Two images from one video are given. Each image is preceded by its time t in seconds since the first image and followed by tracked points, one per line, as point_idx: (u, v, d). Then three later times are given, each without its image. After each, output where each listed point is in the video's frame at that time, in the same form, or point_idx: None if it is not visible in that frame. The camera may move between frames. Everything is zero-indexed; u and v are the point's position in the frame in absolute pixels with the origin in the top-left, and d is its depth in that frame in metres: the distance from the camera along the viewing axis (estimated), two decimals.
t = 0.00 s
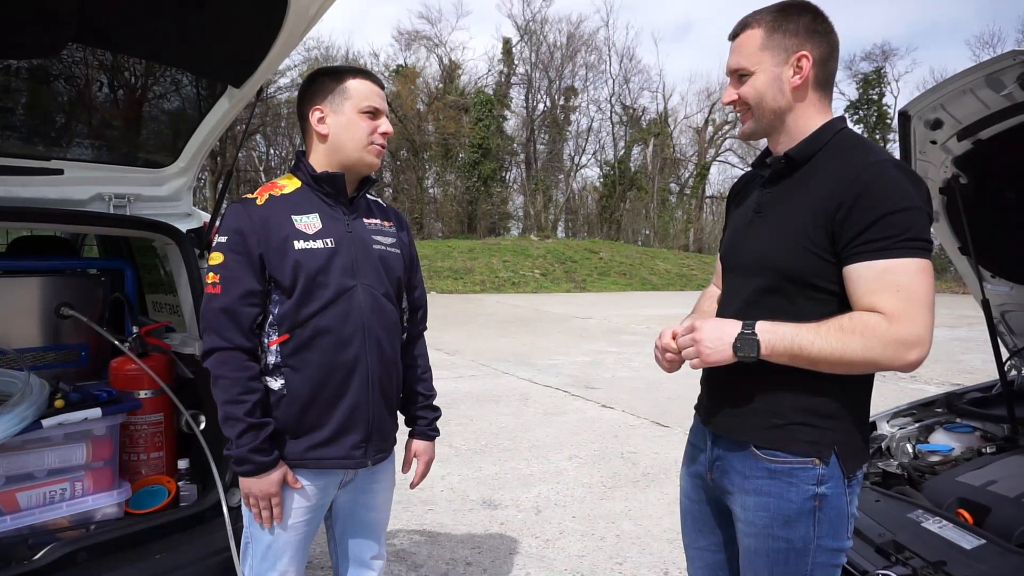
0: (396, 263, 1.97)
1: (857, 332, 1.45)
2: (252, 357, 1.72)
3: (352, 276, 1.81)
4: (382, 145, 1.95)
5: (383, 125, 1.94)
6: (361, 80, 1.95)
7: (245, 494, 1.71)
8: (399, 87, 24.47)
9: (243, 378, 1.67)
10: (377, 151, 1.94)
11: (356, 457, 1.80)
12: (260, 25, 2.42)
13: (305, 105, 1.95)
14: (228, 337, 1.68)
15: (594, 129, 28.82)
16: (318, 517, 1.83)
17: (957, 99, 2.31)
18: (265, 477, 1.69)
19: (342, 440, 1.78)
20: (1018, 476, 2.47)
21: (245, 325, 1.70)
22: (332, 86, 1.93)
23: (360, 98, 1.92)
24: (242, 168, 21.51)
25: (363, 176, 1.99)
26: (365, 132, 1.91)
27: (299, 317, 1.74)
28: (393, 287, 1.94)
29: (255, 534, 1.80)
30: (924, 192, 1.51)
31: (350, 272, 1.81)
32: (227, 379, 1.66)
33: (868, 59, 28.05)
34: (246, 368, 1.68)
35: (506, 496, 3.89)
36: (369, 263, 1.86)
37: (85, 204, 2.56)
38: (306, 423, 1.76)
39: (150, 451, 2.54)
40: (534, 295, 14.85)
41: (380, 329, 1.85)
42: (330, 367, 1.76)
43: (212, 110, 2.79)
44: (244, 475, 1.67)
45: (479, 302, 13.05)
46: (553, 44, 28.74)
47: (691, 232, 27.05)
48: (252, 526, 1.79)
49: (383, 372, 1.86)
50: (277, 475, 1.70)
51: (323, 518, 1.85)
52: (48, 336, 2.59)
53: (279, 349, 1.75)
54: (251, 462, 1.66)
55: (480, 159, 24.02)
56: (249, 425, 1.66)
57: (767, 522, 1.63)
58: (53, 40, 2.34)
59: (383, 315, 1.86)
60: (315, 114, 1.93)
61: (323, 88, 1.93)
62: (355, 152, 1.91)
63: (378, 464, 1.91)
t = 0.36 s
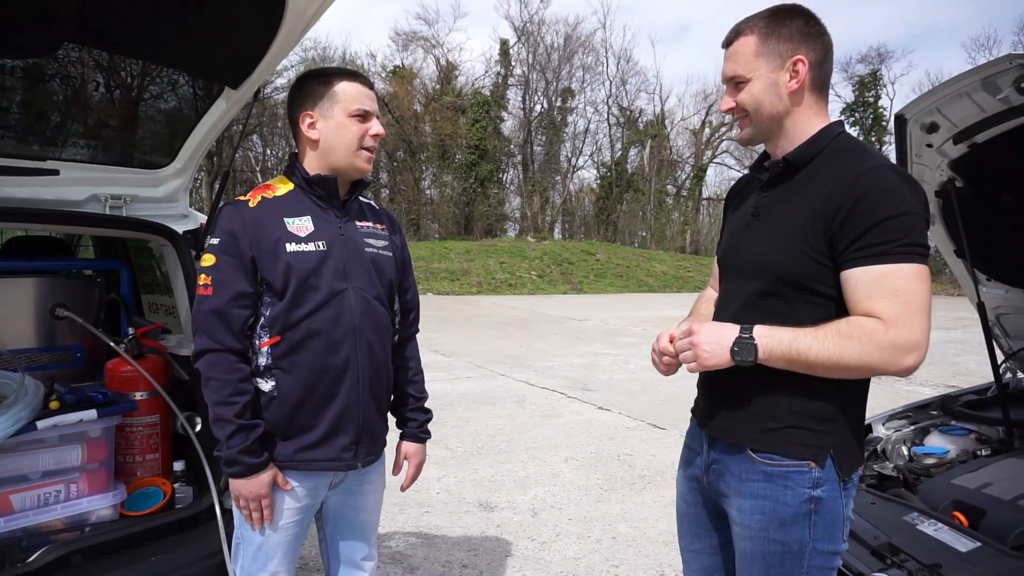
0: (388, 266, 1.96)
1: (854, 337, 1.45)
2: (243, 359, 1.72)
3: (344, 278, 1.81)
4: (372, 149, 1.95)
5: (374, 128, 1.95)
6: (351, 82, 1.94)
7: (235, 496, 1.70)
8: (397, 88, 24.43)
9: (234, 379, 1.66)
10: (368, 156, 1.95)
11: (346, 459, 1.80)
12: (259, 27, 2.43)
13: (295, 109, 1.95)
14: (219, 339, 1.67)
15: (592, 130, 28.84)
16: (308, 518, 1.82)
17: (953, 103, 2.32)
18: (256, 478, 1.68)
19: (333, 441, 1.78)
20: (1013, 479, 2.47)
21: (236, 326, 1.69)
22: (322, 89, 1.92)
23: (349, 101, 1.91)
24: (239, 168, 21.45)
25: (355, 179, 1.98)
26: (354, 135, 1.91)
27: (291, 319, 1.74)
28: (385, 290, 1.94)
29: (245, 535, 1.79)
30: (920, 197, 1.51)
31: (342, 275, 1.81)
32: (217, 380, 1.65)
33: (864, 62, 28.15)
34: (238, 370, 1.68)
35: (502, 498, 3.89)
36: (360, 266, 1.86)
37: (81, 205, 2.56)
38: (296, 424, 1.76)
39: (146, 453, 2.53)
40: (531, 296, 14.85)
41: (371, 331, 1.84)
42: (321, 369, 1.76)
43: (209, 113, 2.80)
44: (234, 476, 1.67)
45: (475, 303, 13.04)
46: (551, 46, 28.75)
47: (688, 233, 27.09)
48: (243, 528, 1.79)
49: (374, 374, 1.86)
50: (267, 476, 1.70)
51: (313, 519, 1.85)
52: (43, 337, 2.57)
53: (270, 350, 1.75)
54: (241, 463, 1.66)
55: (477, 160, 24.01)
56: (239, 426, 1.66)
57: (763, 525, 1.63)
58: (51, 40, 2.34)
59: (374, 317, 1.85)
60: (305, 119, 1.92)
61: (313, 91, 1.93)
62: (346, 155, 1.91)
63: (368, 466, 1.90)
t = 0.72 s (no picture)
0: (381, 268, 1.96)
1: (853, 342, 1.46)
2: (236, 362, 1.72)
3: (337, 280, 1.81)
4: (365, 151, 1.95)
5: (365, 131, 1.95)
6: (341, 86, 1.95)
7: (229, 499, 1.70)
8: (395, 91, 24.42)
9: (228, 383, 1.66)
10: (360, 156, 1.95)
11: (341, 461, 1.80)
12: (258, 30, 2.43)
13: (287, 113, 1.95)
14: (211, 343, 1.67)
15: (590, 134, 28.87)
16: (302, 520, 1.82)
17: (949, 108, 2.33)
18: (250, 482, 1.68)
19: (327, 443, 1.78)
20: (1010, 483, 2.48)
21: (229, 330, 1.69)
22: (313, 93, 1.93)
23: (339, 104, 1.92)
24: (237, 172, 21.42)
25: (348, 181, 1.98)
26: (346, 138, 1.91)
27: (284, 322, 1.74)
28: (378, 291, 1.94)
29: (240, 538, 1.79)
30: (918, 203, 1.52)
31: (335, 277, 1.81)
32: (210, 384, 1.66)
33: (861, 67, 28.22)
34: (230, 374, 1.67)
35: (500, 501, 3.88)
36: (353, 268, 1.86)
37: (80, 208, 2.55)
38: (290, 427, 1.76)
39: (143, 456, 2.53)
40: (529, 300, 14.85)
41: (364, 333, 1.84)
42: (315, 372, 1.76)
43: (209, 113, 2.76)
44: (227, 480, 1.66)
45: (473, 307, 13.03)
46: (549, 50, 28.78)
47: (685, 237, 27.13)
48: (238, 531, 1.79)
49: (368, 376, 1.86)
50: (261, 480, 1.70)
51: (308, 522, 1.84)
52: (40, 340, 2.56)
53: (264, 353, 1.75)
54: (234, 467, 1.65)
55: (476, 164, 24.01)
56: (233, 429, 1.66)
57: (761, 528, 1.63)
58: (49, 43, 2.34)
59: (367, 320, 1.85)
60: (297, 123, 1.93)
61: (305, 95, 1.93)
62: (338, 158, 1.91)
63: (363, 467, 1.90)
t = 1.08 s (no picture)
0: (381, 269, 1.97)
1: (852, 344, 1.46)
2: (236, 365, 1.72)
3: (336, 281, 1.82)
4: (367, 155, 1.97)
5: (369, 136, 1.96)
6: (349, 89, 1.96)
7: (232, 504, 1.70)
8: (396, 93, 24.42)
9: (228, 386, 1.67)
10: (363, 161, 1.96)
11: (343, 463, 1.80)
12: (257, 33, 2.44)
13: (290, 112, 1.95)
14: (211, 346, 1.68)
15: (591, 136, 28.86)
16: (306, 524, 1.83)
17: (949, 110, 2.33)
18: (252, 485, 1.69)
19: (329, 445, 1.79)
20: (1010, 484, 2.48)
21: (228, 333, 1.70)
22: (319, 94, 1.93)
23: (346, 107, 1.93)
24: (238, 173, 21.41)
25: (348, 185, 1.99)
26: (350, 142, 1.92)
27: (284, 324, 1.75)
28: (378, 292, 1.94)
29: (243, 542, 1.80)
30: (916, 204, 1.52)
31: (334, 278, 1.82)
32: (211, 388, 1.66)
33: (862, 69, 28.22)
34: (231, 376, 1.68)
35: (500, 503, 3.89)
36: (353, 269, 1.87)
37: (81, 210, 2.56)
38: (291, 429, 1.76)
39: (144, 457, 2.53)
40: (530, 301, 14.86)
41: (365, 334, 1.85)
42: (315, 373, 1.76)
43: (210, 117, 2.79)
44: (230, 483, 1.67)
45: (474, 308, 13.03)
46: (550, 51, 28.77)
47: (686, 239, 27.14)
48: (240, 534, 1.79)
49: (369, 377, 1.87)
50: (264, 483, 1.71)
51: (312, 525, 1.85)
52: (41, 341, 2.57)
53: (264, 355, 1.76)
54: (237, 470, 1.66)
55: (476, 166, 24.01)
56: (235, 432, 1.66)
57: (760, 530, 1.63)
58: (50, 47, 2.35)
59: (367, 320, 1.86)
60: (301, 123, 1.93)
61: (311, 95, 1.93)
62: (340, 161, 1.92)
63: (366, 470, 1.91)
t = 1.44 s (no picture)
0: (386, 271, 1.98)
1: (849, 345, 1.47)
2: (240, 367, 1.72)
3: (341, 283, 1.82)
4: (374, 160, 1.98)
5: (378, 141, 1.98)
6: (360, 92, 1.97)
7: (237, 509, 1.70)
8: (395, 95, 24.40)
9: (233, 388, 1.67)
10: (369, 165, 1.97)
11: (349, 466, 1.81)
12: (257, 36, 2.45)
13: (301, 111, 1.96)
14: (215, 348, 1.68)
15: (590, 137, 28.86)
16: (313, 529, 1.83)
17: (944, 112, 2.34)
18: (256, 489, 1.68)
19: (335, 448, 1.79)
20: (1007, 485, 2.49)
21: (232, 335, 1.70)
22: (332, 95, 1.94)
23: (358, 111, 1.94)
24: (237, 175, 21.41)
25: (352, 188, 2.00)
26: (359, 145, 1.93)
27: (288, 325, 1.75)
28: (384, 294, 1.95)
29: (248, 548, 1.79)
30: (913, 205, 1.53)
31: (339, 280, 1.82)
32: (216, 390, 1.66)
33: (860, 70, 28.23)
34: (236, 378, 1.68)
35: (499, 504, 3.89)
36: (358, 270, 1.87)
37: (80, 212, 2.56)
38: (297, 432, 1.77)
39: (143, 459, 2.53)
40: (529, 302, 14.87)
41: (370, 336, 1.85)
42: (321, 375, 1.77)
43: (209, 120, 2.82)
44: (234, 487, 1.67)
45: (473, 310, 13.04)
46: (548, 53, 28.77)
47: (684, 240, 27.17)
48: (246, 540, 1.79)
49: (374, 380, 1.87)
50: (268, 487, 1.70)
51: (320, 530, 1.85)
52: (39, 344, 2.56)
53: (269, 357, 1.76)
54: (241, 473, 1.66)
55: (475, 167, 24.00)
56: (240, 434, 1.67)
57: (758, 530, 1.64)
58: (50, 50, 2.35)
59: (372, 322, 1.86)
60: (311, 121, 1.93)
61: (324, 96, 1.94)
62: (348, 163, 1.93)
63: (373, 473, 1.91)
